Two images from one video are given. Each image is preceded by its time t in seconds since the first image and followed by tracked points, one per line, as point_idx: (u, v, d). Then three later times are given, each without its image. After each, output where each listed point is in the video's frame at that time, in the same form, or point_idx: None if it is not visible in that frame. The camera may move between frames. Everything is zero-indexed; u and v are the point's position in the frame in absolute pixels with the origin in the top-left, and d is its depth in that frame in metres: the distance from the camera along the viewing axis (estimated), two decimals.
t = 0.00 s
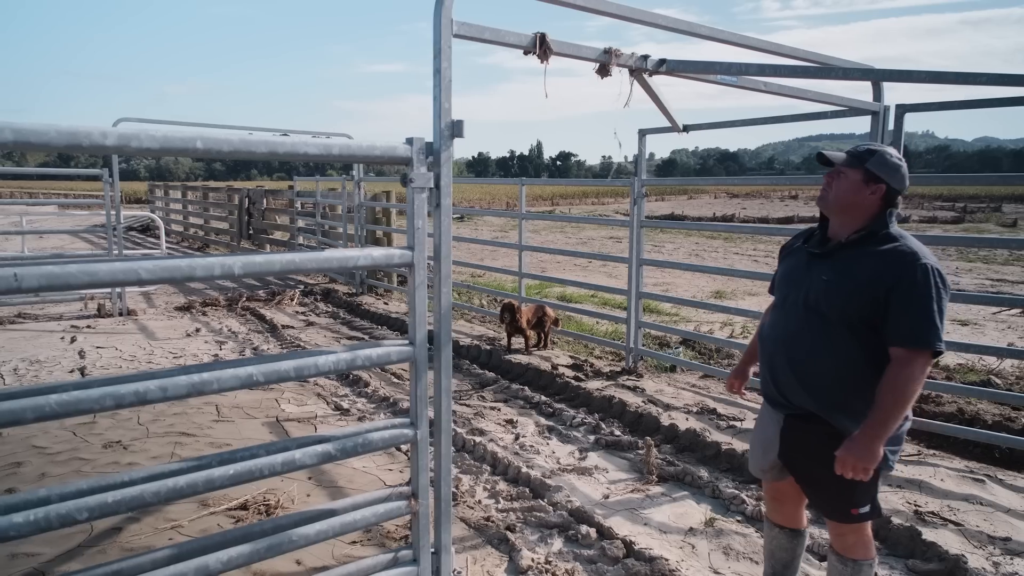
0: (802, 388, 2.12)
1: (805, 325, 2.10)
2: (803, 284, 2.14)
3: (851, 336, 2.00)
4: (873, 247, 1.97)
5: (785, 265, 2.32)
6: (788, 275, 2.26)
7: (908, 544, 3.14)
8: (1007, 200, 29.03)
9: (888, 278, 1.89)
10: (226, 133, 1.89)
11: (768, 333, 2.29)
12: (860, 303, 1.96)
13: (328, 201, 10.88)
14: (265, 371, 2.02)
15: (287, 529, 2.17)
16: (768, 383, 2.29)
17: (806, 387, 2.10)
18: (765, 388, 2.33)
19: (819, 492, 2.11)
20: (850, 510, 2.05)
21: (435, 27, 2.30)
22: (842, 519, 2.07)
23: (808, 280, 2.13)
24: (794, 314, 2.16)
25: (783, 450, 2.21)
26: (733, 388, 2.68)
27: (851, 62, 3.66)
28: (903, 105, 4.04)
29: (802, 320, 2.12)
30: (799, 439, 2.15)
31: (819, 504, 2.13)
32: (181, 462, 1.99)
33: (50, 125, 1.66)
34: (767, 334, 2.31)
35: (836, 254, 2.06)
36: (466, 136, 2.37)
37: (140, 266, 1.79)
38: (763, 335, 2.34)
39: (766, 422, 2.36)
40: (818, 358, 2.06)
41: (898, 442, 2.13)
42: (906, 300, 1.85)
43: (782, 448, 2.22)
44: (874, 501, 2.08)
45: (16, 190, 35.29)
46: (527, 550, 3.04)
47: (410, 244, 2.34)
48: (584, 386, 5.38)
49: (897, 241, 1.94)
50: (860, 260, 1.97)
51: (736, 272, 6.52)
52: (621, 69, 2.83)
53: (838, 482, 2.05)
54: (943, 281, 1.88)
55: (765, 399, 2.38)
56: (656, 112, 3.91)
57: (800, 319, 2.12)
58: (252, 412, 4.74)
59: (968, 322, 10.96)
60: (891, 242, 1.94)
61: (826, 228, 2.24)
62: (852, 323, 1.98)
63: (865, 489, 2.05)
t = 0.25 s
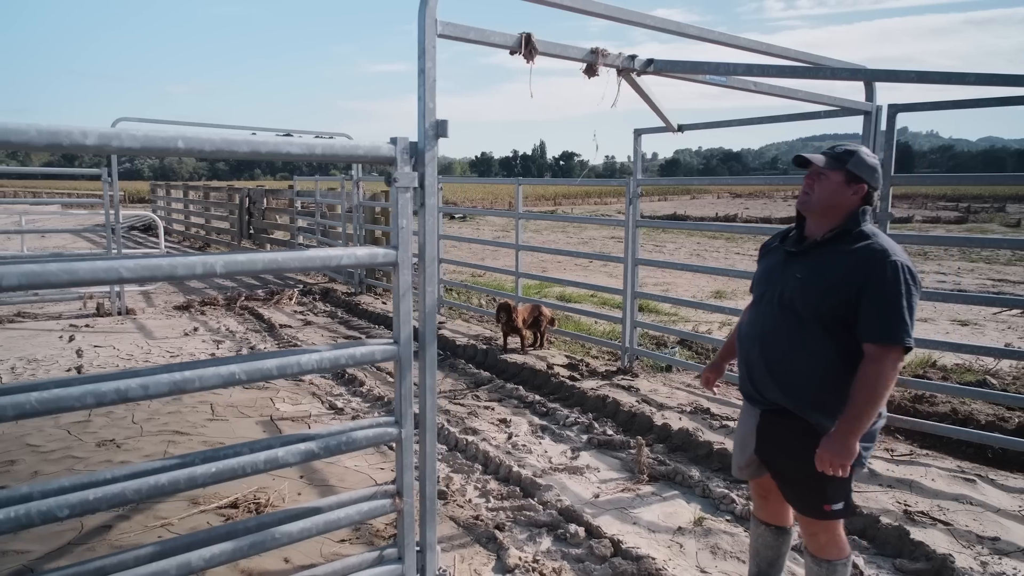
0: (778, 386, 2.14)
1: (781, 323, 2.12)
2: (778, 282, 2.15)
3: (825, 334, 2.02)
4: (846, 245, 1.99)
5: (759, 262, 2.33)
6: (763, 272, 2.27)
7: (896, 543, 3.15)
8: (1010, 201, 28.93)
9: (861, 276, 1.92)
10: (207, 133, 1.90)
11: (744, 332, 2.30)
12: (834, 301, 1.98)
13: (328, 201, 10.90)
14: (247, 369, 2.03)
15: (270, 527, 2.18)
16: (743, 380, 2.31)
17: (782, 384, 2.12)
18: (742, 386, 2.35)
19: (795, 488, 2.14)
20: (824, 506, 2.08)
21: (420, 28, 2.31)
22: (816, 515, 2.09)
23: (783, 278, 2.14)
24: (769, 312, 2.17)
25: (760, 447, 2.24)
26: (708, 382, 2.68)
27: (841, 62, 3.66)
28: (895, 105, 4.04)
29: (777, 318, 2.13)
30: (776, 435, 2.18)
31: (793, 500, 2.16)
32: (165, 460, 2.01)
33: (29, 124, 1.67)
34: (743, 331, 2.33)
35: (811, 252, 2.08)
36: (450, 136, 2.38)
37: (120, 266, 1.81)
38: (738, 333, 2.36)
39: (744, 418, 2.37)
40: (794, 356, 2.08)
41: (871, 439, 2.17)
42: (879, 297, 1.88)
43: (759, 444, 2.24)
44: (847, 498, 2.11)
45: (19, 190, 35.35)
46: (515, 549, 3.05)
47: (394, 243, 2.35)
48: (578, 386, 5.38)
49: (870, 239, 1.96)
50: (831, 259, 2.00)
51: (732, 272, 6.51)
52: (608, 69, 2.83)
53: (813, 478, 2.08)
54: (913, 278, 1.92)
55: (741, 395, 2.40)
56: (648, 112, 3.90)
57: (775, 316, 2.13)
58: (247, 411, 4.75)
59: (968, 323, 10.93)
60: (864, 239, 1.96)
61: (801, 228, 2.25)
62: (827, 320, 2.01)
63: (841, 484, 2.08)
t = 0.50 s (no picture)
0: (758, 384, 2.15)
1: (759, 322, 2.13)
2: (756, 281, 2.17)
3: (803, 332, 2.05)
4: (822, 245, 2.02)
5: (736, 262, 2.35)
6: (740, 271, 2.29)
7: (882, 543, 3.16)
8: (1013, 201, 28.87)
9: (837, 274, 1.95)
10: (189, 133, 1.92)
11: (722, 331, 2.32)
12: (811, 299, 2.00)
13: (327, 201, 10.93)
14: (230, 367, 2.05)
15: (253, 524, 2.20)
16: (723, 379, 2.32)
17: (762, 382, 2.13)
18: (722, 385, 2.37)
19: (776, 485, 2.14)
20: (804, 502, 2.09)
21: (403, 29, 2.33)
22: (797, 510, 2.09)
23: (760, 277, 2.16)
24: (748, 311, 2.19)
25: (741, 445, 2.25)
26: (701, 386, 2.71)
27: (831, 62, 3.67)
28: (886, 105, 4.05)
29: (756, 317, 2.15)
30: (756, 433, 2.20)
31: (774, 497, 2.16)
32: (148, 458, 2.02)
33: (11, 125, 1.69)
34: (721, 330, 2.34)
35: (787, 251, 2.10)
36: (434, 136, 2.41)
37: (102, 264, 1.83)
38: (717, 333, 2.37)
39: (726, 416, 2.38)
40: (773, 354, 2.09)
41: (849, 435, 2.19)
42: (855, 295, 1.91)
43: (740, 442, 2.25)
44: (828, 493, 2.12)
45: (21, 189, 35.44)
46: (503, 547, 3.06)
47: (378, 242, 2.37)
48: (572, 386, 5.40)
49: (845, 238, 1.99)
50: (808, 258, 2.02)
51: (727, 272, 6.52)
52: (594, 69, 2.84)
53: (793, 474, 2.09)
54: (888, 276, 1.95)
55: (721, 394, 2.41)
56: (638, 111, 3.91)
57: (754, 315, 2.15)
58: (241, 410, 4.77)
59: (967, 323, 10.91)
60: (839, 239, 1.99)
61: (779, 228, 2.27)
62: (805, 319, 2.03)
63: (821, 481, 2.09)
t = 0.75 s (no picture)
0: (742, 385, 2.18)
1: (742, 323, 2.16)
2: (738, 283, 2.20)
3: (784, 333, 2.08)
4: (801, 247, 2.05)
5: (718, 265, 2.38)
6: (722, 274, 2.32)
7: (871, 542, 3.18)
8: (1015, 201, 28.83)
9: (817, 275, 1.99)
10: (180, 138, 1.96)
11: (706, 333, 2.35)
12: (792, 300, 2.04)
13: (327, 201, 10.97)
14: (221, 367, 2.09)
15: (244, 522, 2.23)
16: (708, 380, 2.35)
17: (745, 382, 2.16)
18: (707, 386, 2.39)
19: (763, 483, 2.16)
20: (791, 500, 2.11)
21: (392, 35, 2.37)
22: (784, 508, 2.11)
23: (742, 279, 2.19)
24: (730, 312, 2.21)
25: (727, 445, 2.27)
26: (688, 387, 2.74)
27: (822, 65, 3.69)
28: (877, 108, 4.07)
29: (738, 318, 2.18)
30: (741, 432, 2.22)
31: (761, 495, 2.18)
32: (141, 456, 2.06)
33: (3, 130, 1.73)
34: (705, 332, 2.37)
35: (768, 254, 2.14)
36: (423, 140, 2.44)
37: (94, 267, 1.87)
38: (701, 335, 2.40)
39: (713, 416, 2.40)
40: (756, 355, 2.12)
41: (834, 432, 2.21)
42: (835, 296, 1.95)
43: (727, 441, 2.27)
44: (814, 490, 2.14)
45: (25, 189, 35.57)
46: (494, 546, 3.09)
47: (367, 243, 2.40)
48: (567, 386, 5.43)
49: (824, 240, 2.03)
50: (789, 260, 2.06)
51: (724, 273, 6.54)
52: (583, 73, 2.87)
53: (778, 472, 2.12)
54: (866, 277, 1.99)
55: (707, 395, 2.43)
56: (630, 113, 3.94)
57: (736, 317, 2.18)
58: (239, 410, 4.81)
59: (967, 324, 10.92)
60: (818, 242, 2.03)
61: (760, 230, 2.31)
62: (786, 319, 2.07)
63: (807, 478, 2.12)
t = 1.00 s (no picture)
0: (725, 385, 2.21)
1: (724, 323, 2.20)
2: (720, 284, 2.24)
3: (766, 333, 2.12)
4: (782, 249, 2.09)
5: (701, 267, 2.41)
6: (704, 276, 2.36)
7: (858, 541, 3.22)
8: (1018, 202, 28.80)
9: (796, 275, 2.03)
10: (172, 142, 2.00)
11: (690, 333, 2.38)
12: (773, 300, 2.07)
13: (328, 202, 11.03)
14: (212, 366, 2.13)
15: (235, 518, 2.27)
16: (692, 380, 2.38)
17: (728, 382, 2.19)
18: (691, 386, 2.42)
19: (746, 481, 2.19)
20: (773, 497, 2.14)
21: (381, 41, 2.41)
22: (766, 505, 2.14)
23: (724, 280, 2.23)
24: (713, 313, 2.25)
25: (710, 443, 2.30)
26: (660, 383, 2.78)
27: (813, 68, 3.72)
28: (869, 110, 4.10)
29: (721, 318, 2.21)
30: (724, 430, 2.25)
31: (744, 492, 2.21)
32: (134, 453, 2.10)
33: None
34: (689, 333, 2.40)
35: (749, 255, 2.17)
36: (413, 144, 2.50)
37: (87, 268, 1.91)
38: (685, 336, 2.43)
39: (696, 416, 2.43)
40: (738, 354, 2.16)
41: (813, 429, 2.25)
42: (814, 296, 1.99)
43: (710, 439, 2.30)
44: (796, 487, 2.17)
45: (29, 189, 35.74)
46: (484, 543, 3.13)
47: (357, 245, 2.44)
48: (563, 386, 5.47)
49: (803, 242, 2.07)
50: (769, 261, 2.10)
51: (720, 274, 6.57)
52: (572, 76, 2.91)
53: (760, 470, 2.15)
54: (844, 277, 2.04)
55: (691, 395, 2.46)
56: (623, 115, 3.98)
57: (719, 317, 2.21)
58: (237, 409, 4.86)
59: (966, 324, 10.93)
60: (797, 243, 2.07)
61: (741, 232, 2.34)
62: (768, 319, 2.10)
63: (788, 475, 2.14)
